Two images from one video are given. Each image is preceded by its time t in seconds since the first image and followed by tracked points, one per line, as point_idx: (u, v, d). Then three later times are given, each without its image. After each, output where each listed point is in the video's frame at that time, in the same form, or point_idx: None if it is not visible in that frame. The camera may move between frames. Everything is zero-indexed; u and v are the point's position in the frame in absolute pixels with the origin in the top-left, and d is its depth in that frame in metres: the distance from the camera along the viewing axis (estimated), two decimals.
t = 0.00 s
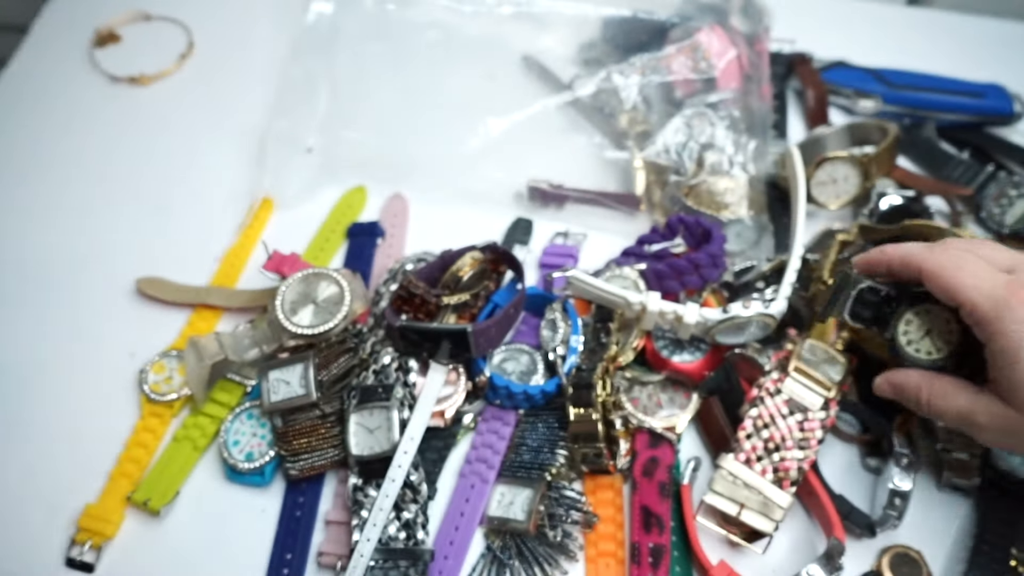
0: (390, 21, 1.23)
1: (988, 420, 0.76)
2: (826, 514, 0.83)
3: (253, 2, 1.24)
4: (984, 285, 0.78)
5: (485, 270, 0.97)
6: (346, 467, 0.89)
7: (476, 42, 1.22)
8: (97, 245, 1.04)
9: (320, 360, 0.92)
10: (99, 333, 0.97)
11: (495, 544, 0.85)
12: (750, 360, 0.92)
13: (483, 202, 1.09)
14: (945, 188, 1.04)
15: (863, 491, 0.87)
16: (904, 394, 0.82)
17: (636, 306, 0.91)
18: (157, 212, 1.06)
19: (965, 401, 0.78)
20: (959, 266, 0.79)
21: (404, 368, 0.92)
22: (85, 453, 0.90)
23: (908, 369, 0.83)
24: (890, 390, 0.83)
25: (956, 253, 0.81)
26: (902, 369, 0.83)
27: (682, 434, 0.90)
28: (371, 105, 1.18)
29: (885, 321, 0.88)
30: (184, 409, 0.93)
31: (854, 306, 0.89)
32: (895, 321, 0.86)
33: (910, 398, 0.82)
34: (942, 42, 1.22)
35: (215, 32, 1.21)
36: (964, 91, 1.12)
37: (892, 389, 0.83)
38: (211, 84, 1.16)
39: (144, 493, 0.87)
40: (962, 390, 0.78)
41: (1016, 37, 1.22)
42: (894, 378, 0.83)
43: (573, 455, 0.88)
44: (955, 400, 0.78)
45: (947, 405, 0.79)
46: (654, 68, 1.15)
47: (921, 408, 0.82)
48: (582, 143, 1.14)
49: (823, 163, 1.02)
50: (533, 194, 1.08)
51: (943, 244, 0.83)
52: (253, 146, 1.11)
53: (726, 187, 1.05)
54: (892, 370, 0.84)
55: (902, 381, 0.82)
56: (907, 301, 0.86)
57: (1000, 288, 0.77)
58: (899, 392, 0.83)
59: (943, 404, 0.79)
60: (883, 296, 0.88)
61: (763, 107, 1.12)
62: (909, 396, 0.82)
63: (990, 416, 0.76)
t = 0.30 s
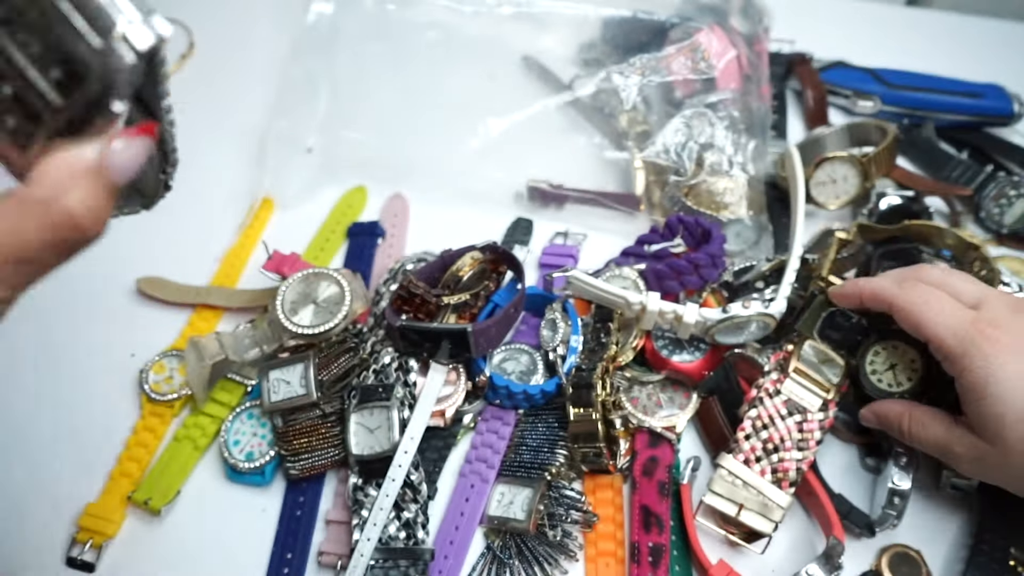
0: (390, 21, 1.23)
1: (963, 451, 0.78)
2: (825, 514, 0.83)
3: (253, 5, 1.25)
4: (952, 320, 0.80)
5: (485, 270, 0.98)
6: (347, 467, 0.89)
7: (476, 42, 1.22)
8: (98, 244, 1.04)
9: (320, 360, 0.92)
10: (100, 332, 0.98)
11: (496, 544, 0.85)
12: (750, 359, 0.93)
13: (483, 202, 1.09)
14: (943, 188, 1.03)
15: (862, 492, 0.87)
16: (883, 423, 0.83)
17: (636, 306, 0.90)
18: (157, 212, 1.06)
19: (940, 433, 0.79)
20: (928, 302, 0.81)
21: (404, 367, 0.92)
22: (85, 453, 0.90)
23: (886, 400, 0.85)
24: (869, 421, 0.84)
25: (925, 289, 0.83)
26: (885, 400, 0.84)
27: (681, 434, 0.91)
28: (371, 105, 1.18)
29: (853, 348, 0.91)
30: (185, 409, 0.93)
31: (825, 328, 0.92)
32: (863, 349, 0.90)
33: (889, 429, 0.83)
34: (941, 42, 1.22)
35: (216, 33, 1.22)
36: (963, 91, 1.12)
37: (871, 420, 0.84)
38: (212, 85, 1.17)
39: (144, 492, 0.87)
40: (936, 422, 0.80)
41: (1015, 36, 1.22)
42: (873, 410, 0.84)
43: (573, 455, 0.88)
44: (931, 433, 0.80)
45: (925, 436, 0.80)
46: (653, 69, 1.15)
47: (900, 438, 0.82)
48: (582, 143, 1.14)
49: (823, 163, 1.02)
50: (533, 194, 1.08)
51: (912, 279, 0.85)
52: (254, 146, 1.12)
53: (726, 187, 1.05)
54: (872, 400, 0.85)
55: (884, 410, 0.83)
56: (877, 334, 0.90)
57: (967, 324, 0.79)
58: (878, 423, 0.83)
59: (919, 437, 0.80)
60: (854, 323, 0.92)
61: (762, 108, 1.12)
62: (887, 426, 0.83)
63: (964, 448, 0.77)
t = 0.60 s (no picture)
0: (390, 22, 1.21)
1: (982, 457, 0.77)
2: (825, 515, 0.83)
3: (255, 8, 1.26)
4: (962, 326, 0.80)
5: (485, 270, 0.98)
6: (347, 467, 0.89)
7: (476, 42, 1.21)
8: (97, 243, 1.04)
9: (321, 360, 0.93)
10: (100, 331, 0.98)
11: (496, 543, 0.85)
12: (750, 359, 0.93)
13: (483, 202, 1.11)
14: (943, 188, 1.03)
15: (863, 493, 0.87)
16: (902, 433, 0.83)
17: (637, 307, 0.90)
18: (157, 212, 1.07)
19: (959, 440, 0.79)
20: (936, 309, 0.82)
21: (404, 367, 0.92)
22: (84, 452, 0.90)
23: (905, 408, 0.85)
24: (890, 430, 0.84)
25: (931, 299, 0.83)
26: (906, 408, 0.84)
27: (681, 434, 0.91)
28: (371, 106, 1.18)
29: (864, 363, 0.93)
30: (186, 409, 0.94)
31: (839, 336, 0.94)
32: (873, 369, 0.92)
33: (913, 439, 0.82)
34: (940, 42, 1.23)
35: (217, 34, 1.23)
36: (961, 92, 1.12)
37: (892, 429, 0.84)
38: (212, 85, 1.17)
39: (145, 492, 0.86)
40: (953, 431, 0.80)
41: (1014, 37, 1.23)
42: (891, 419, 0.83)
43: (573, 455, 0.88)
44: (951, 440, 0.80)
45: (945, 443, 0.80)
46: (653, 69, 1.15)
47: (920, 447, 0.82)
48: (582, 143, 1.15)
49: (823, 163, 1.02)
50: (533, 195, 1.09)
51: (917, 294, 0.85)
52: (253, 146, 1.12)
53: (725, 187, 1.06)
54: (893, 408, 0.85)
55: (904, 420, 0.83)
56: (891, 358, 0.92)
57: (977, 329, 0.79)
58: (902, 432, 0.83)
59: (943, 446, 0.80)
60: (870, 338, 0.92)
61: (762, 108, 1.13)
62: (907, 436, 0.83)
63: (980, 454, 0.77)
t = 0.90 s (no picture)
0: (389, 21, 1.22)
1: None
2: (824, 514, 0.84)
3: (254, 9, 1.26)
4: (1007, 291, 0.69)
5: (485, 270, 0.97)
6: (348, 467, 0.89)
7: (477, 41, 1.22)
8: (99, 244, 1.04)
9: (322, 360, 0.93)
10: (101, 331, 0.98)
11: (496, 543, 0.85)
12: (749, 359, 0.94)
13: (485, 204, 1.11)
14: (939, 189, 1.04)
15: (862, 492, 0.88)
16: (932, 428, 0.70)
17: (636, 308, 0.90)
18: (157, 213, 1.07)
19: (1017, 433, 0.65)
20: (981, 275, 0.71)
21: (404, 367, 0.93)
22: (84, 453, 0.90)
23: (933, 396, 0.71)
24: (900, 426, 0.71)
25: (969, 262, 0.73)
26: (928, 396, 0.70)
27: (681, 433, 0.92)
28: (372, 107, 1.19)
29: (863, 362, 0.93)
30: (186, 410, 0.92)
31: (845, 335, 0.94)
32: (874, 370, 0.92)
33: (936, 433, 0.69)
34: (939, 43, 1.23)
35: (218, 35, 1.23)
36: (960, 91, 1.12)
37: (897, 423, 0.72)
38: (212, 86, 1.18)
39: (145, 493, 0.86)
40: (1004, 420, 0.66)
41: (1014, 36, 1.23)
42: (904, 411, 0.71)
43: (573, 455, 0.89)
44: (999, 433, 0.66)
45: (991, 436, 0.66)
46: (654, 68, 1.16)
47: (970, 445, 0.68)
48: (582, 142, 1.14)
49: (823, 162, 1.02)
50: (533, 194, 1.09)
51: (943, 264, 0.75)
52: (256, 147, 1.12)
53: (723, 188, 1.06)
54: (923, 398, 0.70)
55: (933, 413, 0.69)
56: (891, 359, 0.92)
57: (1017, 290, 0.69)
58: (922, 427, 0.70)
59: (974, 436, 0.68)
60: (870, 341, 0.94)
61: (761, 109, 1.13)
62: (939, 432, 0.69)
63: None
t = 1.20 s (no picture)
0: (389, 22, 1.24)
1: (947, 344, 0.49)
2: (824, 514, 0.83)
3: (253, 9, 1.27)
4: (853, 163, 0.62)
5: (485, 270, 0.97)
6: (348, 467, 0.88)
7: (476, 42, 1.23)
8: (99, 244, 1.04)
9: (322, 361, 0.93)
10: (102, 331, 0.98)
11: (496, 543, 0.85)
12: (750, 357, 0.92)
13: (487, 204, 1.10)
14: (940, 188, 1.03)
15: (862, 492, 0.88)
16: (796, 366, 0.49)
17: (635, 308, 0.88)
18: (157, 213, 1.07)
19: (873, 344, 0.49)
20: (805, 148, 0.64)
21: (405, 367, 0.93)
22: (85, 454, 0.90)
23: (799, 324, 0.51)
24: (749, 375, 0.49)
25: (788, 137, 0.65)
26: (799, 329, 0.50)
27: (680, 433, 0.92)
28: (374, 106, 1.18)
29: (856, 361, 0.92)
30: (185, 409, 0.94)
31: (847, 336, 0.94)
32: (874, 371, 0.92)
33: (804, 381, 0.50)
34: (940, 42, 1.23)
35: (218, 35, 1.23)
36: (961, 92, 1.12)
37: (756, 376, 0.49)
38: (212, 86, 1.18)
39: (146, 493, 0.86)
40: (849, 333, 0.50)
41: (1014, 36, 1.23)
42: (748, 350, 0.49)
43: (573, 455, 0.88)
44: (868, 353, 0.49)
45: (866, 363, 0.49)
46: (653, 68, 1.16)
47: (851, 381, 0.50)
48: (582, 143, 1.15)
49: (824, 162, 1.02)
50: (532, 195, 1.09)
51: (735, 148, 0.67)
52: (256, 147, 1.12)
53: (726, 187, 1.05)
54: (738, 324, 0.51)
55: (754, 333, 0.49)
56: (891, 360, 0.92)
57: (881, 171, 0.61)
58: (797, 367, 0.49)
59: (845, 367, 0.49)
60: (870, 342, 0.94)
61: (761, 108, 1.13)
62: (807, 369, 0.50)
63: (898, 358, 0.49)
